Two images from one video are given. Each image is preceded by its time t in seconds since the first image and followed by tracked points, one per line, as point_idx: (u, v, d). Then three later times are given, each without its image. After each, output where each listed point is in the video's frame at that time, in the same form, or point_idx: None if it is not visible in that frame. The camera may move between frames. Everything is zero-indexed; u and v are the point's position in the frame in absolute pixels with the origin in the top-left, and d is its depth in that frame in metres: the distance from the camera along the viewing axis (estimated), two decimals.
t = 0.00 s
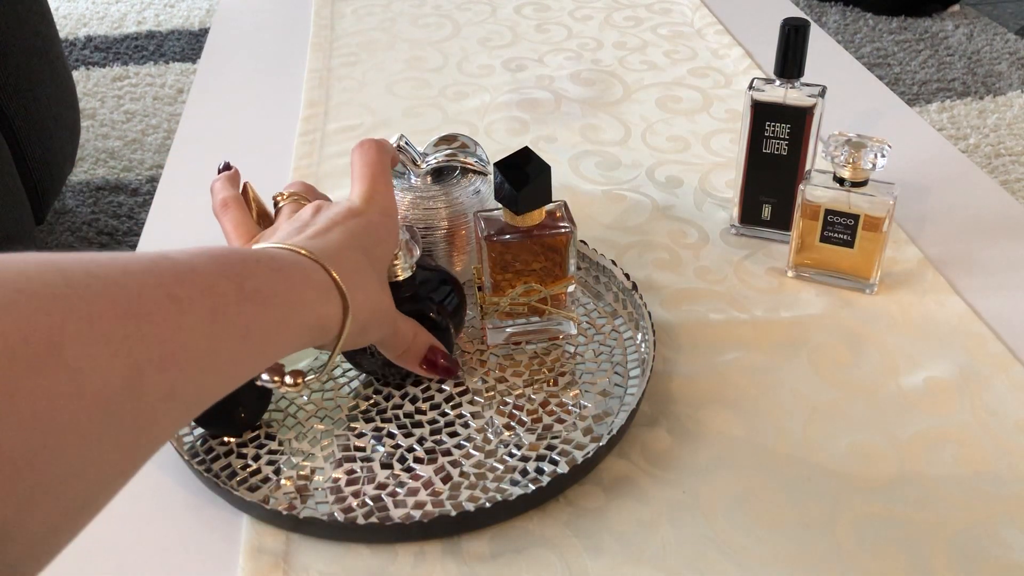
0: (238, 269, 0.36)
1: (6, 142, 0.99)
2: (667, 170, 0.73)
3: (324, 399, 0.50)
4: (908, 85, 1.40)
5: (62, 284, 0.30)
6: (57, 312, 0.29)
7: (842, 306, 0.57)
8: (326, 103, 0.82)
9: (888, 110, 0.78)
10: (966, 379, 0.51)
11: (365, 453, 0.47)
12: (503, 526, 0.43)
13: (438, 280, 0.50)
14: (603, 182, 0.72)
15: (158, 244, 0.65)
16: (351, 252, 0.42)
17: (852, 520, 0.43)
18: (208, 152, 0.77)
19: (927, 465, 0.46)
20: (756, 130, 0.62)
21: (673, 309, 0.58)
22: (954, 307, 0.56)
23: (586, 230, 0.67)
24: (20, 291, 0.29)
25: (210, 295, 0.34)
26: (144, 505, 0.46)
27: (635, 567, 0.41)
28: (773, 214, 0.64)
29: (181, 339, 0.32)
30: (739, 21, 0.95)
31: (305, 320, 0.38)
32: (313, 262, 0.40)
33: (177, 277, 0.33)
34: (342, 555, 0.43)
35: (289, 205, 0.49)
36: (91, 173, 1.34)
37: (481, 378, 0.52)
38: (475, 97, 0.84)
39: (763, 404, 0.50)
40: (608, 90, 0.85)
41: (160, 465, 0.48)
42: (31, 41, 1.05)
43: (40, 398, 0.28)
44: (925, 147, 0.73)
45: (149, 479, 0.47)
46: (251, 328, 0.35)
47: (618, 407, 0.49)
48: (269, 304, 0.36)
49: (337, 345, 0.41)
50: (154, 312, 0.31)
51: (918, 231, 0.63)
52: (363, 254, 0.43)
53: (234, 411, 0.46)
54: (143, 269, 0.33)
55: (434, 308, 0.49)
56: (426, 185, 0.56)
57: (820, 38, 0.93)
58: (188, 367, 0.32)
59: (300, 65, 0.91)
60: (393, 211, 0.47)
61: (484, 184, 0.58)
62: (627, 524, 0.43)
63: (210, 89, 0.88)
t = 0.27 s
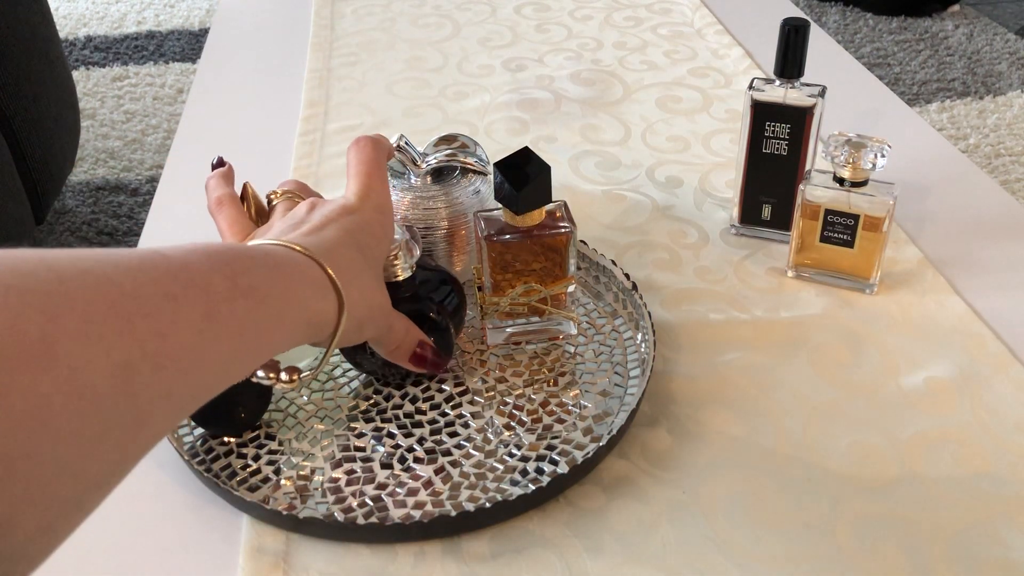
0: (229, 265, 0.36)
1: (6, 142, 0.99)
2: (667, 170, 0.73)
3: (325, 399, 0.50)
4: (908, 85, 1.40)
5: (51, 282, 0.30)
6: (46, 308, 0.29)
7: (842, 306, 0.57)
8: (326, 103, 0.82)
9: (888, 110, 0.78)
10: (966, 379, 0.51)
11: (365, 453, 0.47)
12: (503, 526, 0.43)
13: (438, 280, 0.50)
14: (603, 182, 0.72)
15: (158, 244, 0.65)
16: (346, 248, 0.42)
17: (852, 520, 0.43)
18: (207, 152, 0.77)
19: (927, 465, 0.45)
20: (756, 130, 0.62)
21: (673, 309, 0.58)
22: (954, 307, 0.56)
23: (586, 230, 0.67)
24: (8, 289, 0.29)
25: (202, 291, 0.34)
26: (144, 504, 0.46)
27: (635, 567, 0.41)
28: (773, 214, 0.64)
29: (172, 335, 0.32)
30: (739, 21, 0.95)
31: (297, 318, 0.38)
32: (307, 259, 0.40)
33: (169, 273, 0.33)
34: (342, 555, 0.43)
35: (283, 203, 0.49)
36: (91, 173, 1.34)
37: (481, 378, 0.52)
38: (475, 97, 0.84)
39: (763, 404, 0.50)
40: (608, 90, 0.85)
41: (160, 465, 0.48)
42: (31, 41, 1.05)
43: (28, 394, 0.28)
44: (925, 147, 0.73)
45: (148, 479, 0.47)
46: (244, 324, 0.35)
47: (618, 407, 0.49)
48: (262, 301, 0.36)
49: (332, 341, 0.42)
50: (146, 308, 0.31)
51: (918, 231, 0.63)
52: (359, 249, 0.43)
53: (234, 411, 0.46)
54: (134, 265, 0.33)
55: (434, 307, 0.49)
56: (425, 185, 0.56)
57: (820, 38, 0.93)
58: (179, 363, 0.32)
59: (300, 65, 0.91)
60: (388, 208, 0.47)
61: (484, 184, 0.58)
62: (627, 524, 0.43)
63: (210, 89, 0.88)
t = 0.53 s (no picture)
0: (217, 265, 0.36)
1: (6, 143, 0.99)
2: (667, 170, 0.73)
3: (325, 399, 0.50)
4: (908, 85, 1.40)
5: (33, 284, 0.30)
6: (23, 312, 0.29)
7: (843, 306, 0.57)
8: (326, 103, 0.82)
9: (888, 110, 0.78)
10: (965, 379, 0.51)
11: (365, 453, 0.47)
12: (503, 526, 0.43)
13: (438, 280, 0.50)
14: (603, 182, 0.72)
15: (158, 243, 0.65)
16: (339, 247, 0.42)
17: (853, 520, 0.43)
18: (207, 152, 0.77)
19: (927, 464, 0.46)
20: (756, 130, 0.62)
21: (673, 310, 0.58)
22: (954, 307, 0.56)
23: (585, 229, 0.67)
24: None
25: (188, 291, 0.34)
26: (144, 505, 0.46)
27: (634, 567, 0.41)
28: (773, 214, 0.64)
29: (156, 335, 0.32)
30: (739, 21, 0.95)
31: (287, 318, 0.38)
32: (298, 260, 0.40)
33: (156, 273, 0.33)
34: (341, 555, 0.43)
35: (281, 202, 0.49)
36: (91, 173, 1.34)
37: (481, 378, 0.52)
38: (475, 97, 0.84)
39: (764, 404, 0.50)
40: (608, 90, 0.85)
41: (160, 465, 0.48)
42: (31, 40, 1.05)
43: (9, 395, 0.28)
44: (924, 147, 0.73)
45: (148, 479, 0.47)
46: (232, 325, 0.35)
47: (618, 407, 0.49)
48: (249, 301, 0.36)
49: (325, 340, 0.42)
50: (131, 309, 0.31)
51: (918, 231, 0.63)
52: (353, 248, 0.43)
53: (233, 411, 0.46)
54: (121, 264, 0.33)
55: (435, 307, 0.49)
56: (425, 185, 0.56)
57: (820, 38, 0.93)
58: (164, 364, 0.32)
59: (300, 65, 0.91)
60: (386, 207, 0.47)
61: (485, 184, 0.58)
62: (627, 524, 0.43)
63: (210, 89, 0.88)
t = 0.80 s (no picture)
0: (192, 260, 0.35)
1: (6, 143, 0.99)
2: (667, 170, 0.73)
3: (324, 399, 0.50)
4: (908, 85, 1.40)
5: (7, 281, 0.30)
6: None
7: (843, 306, 0.57)
8: (326, 103, 0.82)
9: (888, 110, 0.78)
10: (965, 379, 0.51)
11: (365, 453, 0.47)
12: (503, 526, 0.43)
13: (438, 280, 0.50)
14: (603, 181, 0.72)
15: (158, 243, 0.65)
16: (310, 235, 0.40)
17: (853, 520, 0.43)
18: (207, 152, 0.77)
19: (927, 464, 0.46)
20: (756, 130, 0.62)
21: (673, 310, 0.58)
22: (954, 307, 0.56)
23: (585, 229, 0.67)
24: None
25: (162, 285, 0.33)
26: (144, 505, 0.46)
27: (635, 567, 0.41)
28: (773, 214, 0.64)
29: (132, 327, 0.32)
30: (739, 21, 0.95)
31: (258, 316, 0.36)
32: (261, 258, 0.37)
33: (101, 290, 0.31)
34: (341, 555, 0.43)
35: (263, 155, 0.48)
36: (91, 173, 1.34)
37: (481, 379, 0.52)
38: (474, 97, 0.84)
39: (764, 404, 0.50)
40: (608, 90, 0.85)
41: (160, 465, 0.48)
42: (31, 40, 1.05)
43: None
44: (924, 147, 0.73)
45: (149, 479, 0.47)
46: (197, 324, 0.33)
47: (618, 407, 0.49)
48: (222, 294, 0.35)
49: (304, 333, 0.40)
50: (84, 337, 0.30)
51: (918, 231, 0.63)
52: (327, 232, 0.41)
53: (233, 411, 0.46)
54: (83, 267, 0.32)
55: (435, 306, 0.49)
56: (425, 185, 0.56)
57: (820, 38, 0.93)
58: (141, 357, 0.32)
59: (299, 64, 0.91)
60: (371, 160, 0.45)
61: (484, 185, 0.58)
62: (627, 524, 0.43)
63: (210, 89, 0.88)
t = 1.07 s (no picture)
0: None
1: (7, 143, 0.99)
2: (667, 170, 0.73)
3: (325, 399, 0.50)
4: (908, 85, 1.40)
5: None
6: None
7: (843, 306, 0.57)
8: (326, 104, 0.82)
9: (888, 110, 0.78)
10: (965, 378, 0.51)
11: (365, 453, 0.47)
12: (502, 526, 0.43)
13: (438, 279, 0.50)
14: (603, 182, 0.72)
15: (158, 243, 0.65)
16: (150, 271, 0.40)
17: (852, 520, 0.43)
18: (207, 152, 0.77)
19: (927, 464, 0.46)
20: (756, 130, 0.62)
21: (673, 310, 0.58)
22: (954, 307, 0.56)
23: (585, 229, 0.67)
24: None
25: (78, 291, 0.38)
26: (144, 505, 0.46)
27: (634, 567, 0.41)
28: (773, 214, 0.64)
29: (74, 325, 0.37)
30: (739, 21, 0.95)
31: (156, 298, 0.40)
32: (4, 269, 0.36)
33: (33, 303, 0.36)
34: (341, 555, 0.43)
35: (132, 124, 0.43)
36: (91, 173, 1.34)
37: (482, 379, 0.52)
38: (475, 97, 0.84)
39: (764, 404, 0.50)
40: (608, 90, 0.85)
41: (160, 465, 0.48)
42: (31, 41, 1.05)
43: None
44: (924, 147, 0.73)
45: (149, 479, 0.47)
46: (77, 423, 0.35)
47: (618, 407, 0.49)
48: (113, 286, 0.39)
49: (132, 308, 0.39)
50: None
51: (918, 231, 0.63)
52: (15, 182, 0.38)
53: (233, 411, 0.46)
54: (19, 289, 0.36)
55: (435, 306, 0.49)
56: (426, 185, 0.56)
57: (820, 38, 0.93)
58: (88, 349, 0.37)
59: (300, 64, 0.91)
60: None
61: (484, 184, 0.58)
62: (627, 524, 0.43)
63: (211, 89, 0.88)
